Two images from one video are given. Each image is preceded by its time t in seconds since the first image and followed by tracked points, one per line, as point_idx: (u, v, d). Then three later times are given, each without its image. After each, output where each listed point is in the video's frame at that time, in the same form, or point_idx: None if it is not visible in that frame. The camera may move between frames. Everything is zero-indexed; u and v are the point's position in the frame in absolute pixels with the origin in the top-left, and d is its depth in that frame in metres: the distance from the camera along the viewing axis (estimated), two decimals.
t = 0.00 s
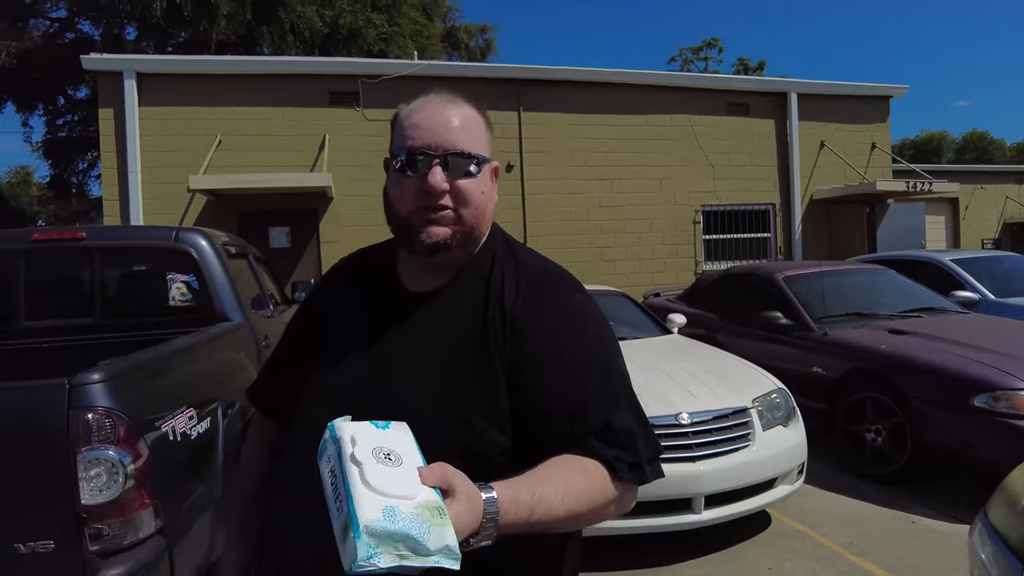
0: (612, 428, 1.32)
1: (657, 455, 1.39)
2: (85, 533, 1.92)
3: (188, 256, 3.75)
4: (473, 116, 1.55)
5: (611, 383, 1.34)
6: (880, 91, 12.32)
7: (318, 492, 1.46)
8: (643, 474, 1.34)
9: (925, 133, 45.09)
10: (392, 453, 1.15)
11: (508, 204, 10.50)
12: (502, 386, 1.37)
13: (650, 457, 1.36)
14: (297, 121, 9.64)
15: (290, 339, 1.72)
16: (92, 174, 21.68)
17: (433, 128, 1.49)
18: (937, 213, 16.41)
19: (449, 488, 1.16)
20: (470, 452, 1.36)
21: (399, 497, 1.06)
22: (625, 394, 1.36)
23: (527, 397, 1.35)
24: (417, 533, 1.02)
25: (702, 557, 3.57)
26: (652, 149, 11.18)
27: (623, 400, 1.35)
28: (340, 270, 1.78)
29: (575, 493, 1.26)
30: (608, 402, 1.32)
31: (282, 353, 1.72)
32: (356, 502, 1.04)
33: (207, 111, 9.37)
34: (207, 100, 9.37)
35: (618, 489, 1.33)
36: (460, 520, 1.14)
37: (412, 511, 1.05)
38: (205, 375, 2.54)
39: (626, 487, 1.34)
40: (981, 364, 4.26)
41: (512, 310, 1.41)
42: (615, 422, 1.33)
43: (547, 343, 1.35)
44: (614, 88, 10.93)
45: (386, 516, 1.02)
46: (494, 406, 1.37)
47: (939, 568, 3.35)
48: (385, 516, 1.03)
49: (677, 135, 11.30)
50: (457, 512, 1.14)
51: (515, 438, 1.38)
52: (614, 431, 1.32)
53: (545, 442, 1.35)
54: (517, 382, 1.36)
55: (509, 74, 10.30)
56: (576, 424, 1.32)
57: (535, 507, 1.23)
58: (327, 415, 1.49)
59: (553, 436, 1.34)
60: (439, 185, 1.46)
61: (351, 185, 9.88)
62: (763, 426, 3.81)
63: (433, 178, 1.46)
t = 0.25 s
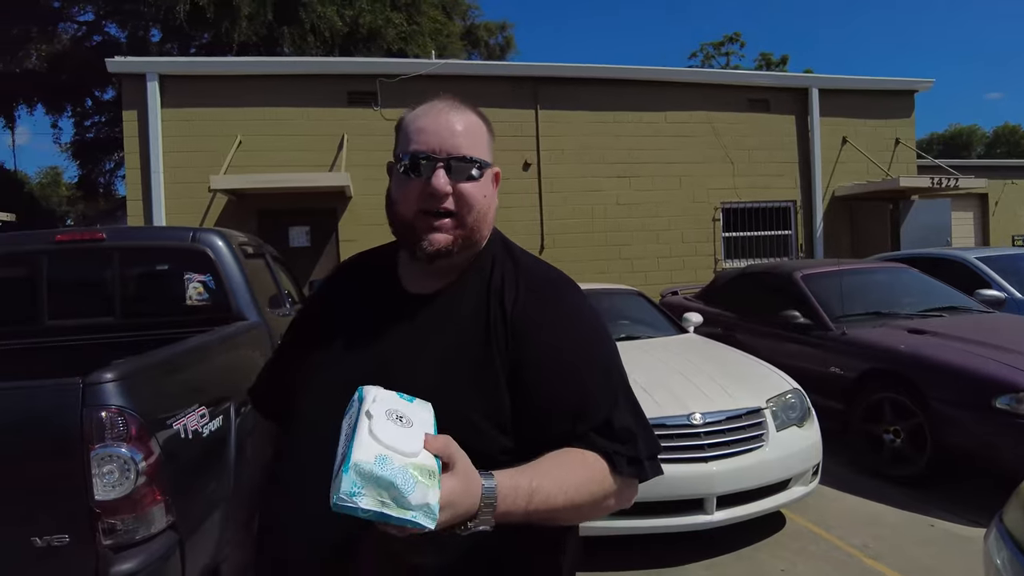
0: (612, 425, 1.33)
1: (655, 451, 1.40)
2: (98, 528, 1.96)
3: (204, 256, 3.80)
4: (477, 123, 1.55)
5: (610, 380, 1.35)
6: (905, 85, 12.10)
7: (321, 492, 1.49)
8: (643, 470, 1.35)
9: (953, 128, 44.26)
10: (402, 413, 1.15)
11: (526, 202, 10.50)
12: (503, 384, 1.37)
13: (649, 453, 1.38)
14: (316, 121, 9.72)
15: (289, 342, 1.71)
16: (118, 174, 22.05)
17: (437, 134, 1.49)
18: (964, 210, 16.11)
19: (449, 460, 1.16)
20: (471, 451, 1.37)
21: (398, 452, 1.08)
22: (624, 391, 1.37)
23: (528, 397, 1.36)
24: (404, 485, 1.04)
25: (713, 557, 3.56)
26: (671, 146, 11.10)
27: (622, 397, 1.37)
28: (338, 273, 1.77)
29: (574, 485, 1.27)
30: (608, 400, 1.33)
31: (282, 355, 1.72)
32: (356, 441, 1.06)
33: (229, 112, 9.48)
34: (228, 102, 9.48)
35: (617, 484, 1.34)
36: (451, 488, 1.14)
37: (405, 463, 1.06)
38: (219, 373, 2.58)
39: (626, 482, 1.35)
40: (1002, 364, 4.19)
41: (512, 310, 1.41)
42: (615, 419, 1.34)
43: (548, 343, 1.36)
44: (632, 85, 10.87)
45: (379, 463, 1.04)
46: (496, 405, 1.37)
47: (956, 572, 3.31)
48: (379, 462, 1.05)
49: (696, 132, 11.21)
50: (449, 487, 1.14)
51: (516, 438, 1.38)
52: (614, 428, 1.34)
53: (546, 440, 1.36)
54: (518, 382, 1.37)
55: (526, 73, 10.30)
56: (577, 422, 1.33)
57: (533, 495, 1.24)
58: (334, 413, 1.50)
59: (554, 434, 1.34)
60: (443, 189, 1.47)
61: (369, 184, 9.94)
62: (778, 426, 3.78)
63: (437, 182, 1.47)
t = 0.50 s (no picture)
0: (602, 432, 1.32)
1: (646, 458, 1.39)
2: (98, 527, 1.97)
3: (217, 256, 3.78)
4: (465, 123, 1.54)
5: (601, 387, 1.33)
6: (932, 77, 11.83)
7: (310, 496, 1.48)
8: (634, 479, 1.33)
9: (983, 121, 43.29)
10: (367, 443, 1.20)
11: (544, 199, 10.46)
12: (492, 390, 1.36)
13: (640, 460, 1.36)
14: (334, 120, 9.76)
15: (271, 344, 1.67)
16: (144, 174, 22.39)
17: (424, 133, 1.48)
18: (995, 204, 15.72)
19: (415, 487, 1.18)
20: (458, 456, 1.34)
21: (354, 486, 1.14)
22: (614, 397, 1.35)
23: (517, 402, 1.34)
24: (348, 520, 1.10)
25: (726, 560, 3.51)
26: (691, 142, 10.98)
27: (613, 403, 1.35)
28: (323, 273, 1.74)
29: (560, 496, 1.28)
30: (598, 405, 1.32)
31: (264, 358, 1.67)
32: (309, 480, 1.15)
33: (248, 112, 9.56)
34: (247, 101, 9.56)
35: (605, 493, 1.32)
36: (412, 516, 1.18)
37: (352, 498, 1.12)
38: (225, 373, 2.59)
39: (616, 491, 1.33)
40: None
41: (502, 313, 1.40)
42: (606, 425, 1.32)
43: (538, 348, 1.34)
44: (652, 80, 10.77)
45: (324, 499, 1.12)
46: (485, 410, 1.35)
47: None
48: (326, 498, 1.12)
49: (716, 128, 11.07)
50: (411, 518, 1.17)
51: (506, 444, 1.37)
52: (604, 435, 1.32)
53: (537, 445, 1.35)
54: (507, 387, 1.35)
55: (544, 69, 10.25)
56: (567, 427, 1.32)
57: (516, 509, 1.26)
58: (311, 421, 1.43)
59: (545, 440, 1.34)
60: (428, 187, 1.45)
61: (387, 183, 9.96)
62: (793, 428, 3.71)
63: (423, 181, 1.45)
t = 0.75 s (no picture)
0: (598, 435, 1.26)
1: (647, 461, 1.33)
2: (99, 525, 1.92)
3: (230, 254, 3.77)
4: (447, 114, 1.48)
5: (598, 388, 1.27)
6: (964, 68, 11.51)
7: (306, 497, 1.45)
8: (633, 483, 1.28)
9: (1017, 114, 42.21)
10: (354, 471, 1.16)
11: (563, 196, 10.38)
12: (484, 391, 1.31)
13: (639, 464, 1.30)
14: (353, 118, 9.77)
15: (260, 344, 1.62)
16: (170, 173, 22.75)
17: (401, 126, 1.43)
18: None
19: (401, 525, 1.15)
20: (448, 461, 1.30)
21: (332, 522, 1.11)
22: (612, 397, 1.29)
23: (510, 404, 1.29)
24: (320, 563, 1.05)
25: (745, 565, 3.42)
26: (713, 137, 10.81)
27: (611, 404, 1.29)
28: (314, 272, 1.69)
29: (554, 506, 1.23)
30: (595, 407, 1.26)
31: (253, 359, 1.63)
32: (284, 513, 1.11)
33: (269, 110, 9.61)
34: (268, 100, 9.61)
35: (602, 500, 1.27)
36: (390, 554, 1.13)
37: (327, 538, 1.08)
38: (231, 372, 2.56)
39: (614, 496, 1.28)
40: None
41: (495, 311, 1.35)
42: (603, 428, 1.26)
43: (531, 348, 1.29)
44: (673, 74, 10.63)
45: (297, 536, 1.07)
46: (476, 412, 1.30)
47: None
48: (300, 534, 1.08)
49: (740, 122, 10.88)
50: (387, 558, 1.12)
51: (500, 449, 1.32)
52: (601, 438, 1.26)
53: (530, 450, 1.30)
54: (499, 389, 1.30)
55: (564, 65, 10.16)
56: (562, 431, 1.26)
57: (507, 523, 1.21)
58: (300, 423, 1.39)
59: (539, 443, 1.28)
60: (402, 183, 1.40)
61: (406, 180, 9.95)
62: (814, 429, 3.60)
63: (397, 176, 1.40)
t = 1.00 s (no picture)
0: (599, 438, 1.22)
1: (652, 467, 1.28)
2: (115, 521, 1.91)
3: (250, 253, 3.78)
4: (435, 107, 1.44)
5: (599, 389, 1.23)
6: (1000, 60, 11.19)
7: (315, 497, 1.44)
8: (636, 488, 1.24)
9: None
10: (345, 453, 1.15)
11: (587, 194, 10.31)
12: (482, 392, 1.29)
13: (642, 469, 1.26)
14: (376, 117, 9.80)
15: (267, 342, 1.62)
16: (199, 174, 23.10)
17: (379, 118, 1.43)
18: None
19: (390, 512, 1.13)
20: (446, 462, 1.28)
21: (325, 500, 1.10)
22: (614, 399, 1.26)
23: (508, 405, 1.26)
24: (311, 541, 1.05)
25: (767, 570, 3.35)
26: (739, 133, 10.66)
27: (613, 406, 1.25)
28: (322, 269, 1.69)
29: (550, 507, 1.20)
30: (596, 409, 1.22)
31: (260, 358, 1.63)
32: (275, 488, 1.10)
33: (293, 111, 9.69)
34: (292, 101, 9.69)
35: (602, 504, 1.24)
36: (380, 538, 1.12)
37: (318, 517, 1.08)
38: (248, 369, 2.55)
39: (615, 502, 1.24)
40: None
41: (493, 311, 1.32)
42: (604, 431, 1.22)
43: (529, 348, 1.26)
44: (698, 70, 10.50)
45: (289, 512, 1.07)
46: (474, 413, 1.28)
47: None
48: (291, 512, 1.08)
49: (766, 118, 10.72)
50: (377, 543, 1.11)
51: (498, 451, 1.30)
52: (602, 440, 1.22)
53: (529, 451, 1.27)
54: (498, 389, 1.28)
55: (587, 62, 10.10)
56: (561, 434, 1.23)
57: (500, 524, 1.19)
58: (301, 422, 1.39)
59: (538, 445, 1.25)
60: (374, 175, 1.39)
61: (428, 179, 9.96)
62: (839, 432, 3.52)
63: (369, 168, 1.40)
